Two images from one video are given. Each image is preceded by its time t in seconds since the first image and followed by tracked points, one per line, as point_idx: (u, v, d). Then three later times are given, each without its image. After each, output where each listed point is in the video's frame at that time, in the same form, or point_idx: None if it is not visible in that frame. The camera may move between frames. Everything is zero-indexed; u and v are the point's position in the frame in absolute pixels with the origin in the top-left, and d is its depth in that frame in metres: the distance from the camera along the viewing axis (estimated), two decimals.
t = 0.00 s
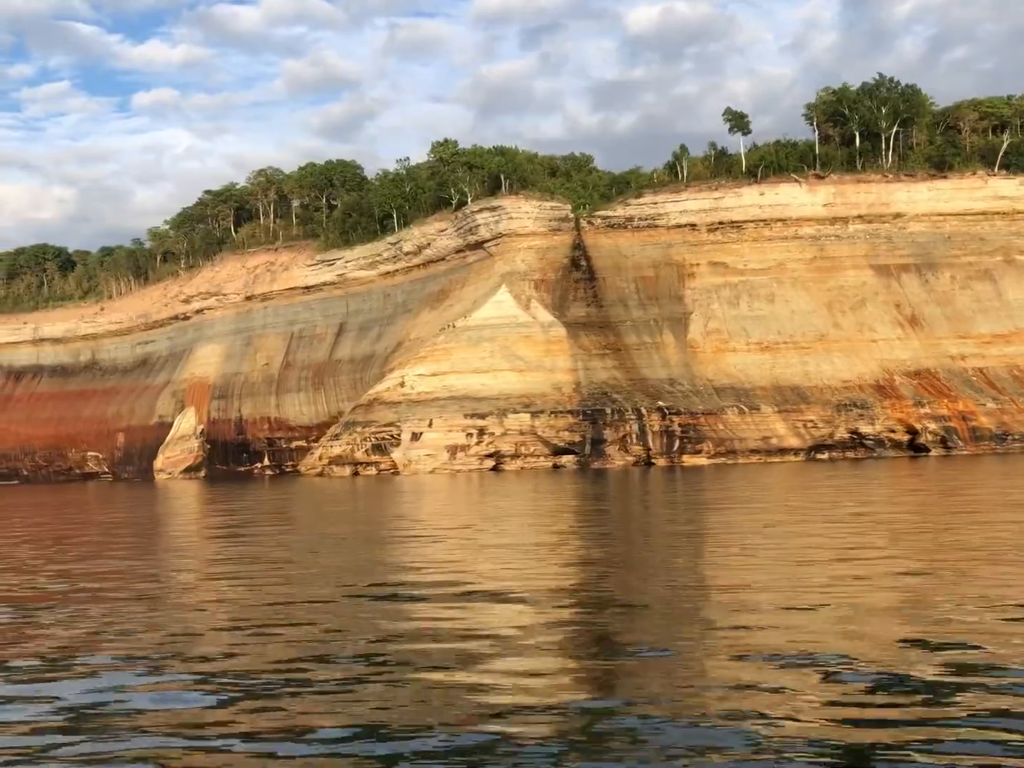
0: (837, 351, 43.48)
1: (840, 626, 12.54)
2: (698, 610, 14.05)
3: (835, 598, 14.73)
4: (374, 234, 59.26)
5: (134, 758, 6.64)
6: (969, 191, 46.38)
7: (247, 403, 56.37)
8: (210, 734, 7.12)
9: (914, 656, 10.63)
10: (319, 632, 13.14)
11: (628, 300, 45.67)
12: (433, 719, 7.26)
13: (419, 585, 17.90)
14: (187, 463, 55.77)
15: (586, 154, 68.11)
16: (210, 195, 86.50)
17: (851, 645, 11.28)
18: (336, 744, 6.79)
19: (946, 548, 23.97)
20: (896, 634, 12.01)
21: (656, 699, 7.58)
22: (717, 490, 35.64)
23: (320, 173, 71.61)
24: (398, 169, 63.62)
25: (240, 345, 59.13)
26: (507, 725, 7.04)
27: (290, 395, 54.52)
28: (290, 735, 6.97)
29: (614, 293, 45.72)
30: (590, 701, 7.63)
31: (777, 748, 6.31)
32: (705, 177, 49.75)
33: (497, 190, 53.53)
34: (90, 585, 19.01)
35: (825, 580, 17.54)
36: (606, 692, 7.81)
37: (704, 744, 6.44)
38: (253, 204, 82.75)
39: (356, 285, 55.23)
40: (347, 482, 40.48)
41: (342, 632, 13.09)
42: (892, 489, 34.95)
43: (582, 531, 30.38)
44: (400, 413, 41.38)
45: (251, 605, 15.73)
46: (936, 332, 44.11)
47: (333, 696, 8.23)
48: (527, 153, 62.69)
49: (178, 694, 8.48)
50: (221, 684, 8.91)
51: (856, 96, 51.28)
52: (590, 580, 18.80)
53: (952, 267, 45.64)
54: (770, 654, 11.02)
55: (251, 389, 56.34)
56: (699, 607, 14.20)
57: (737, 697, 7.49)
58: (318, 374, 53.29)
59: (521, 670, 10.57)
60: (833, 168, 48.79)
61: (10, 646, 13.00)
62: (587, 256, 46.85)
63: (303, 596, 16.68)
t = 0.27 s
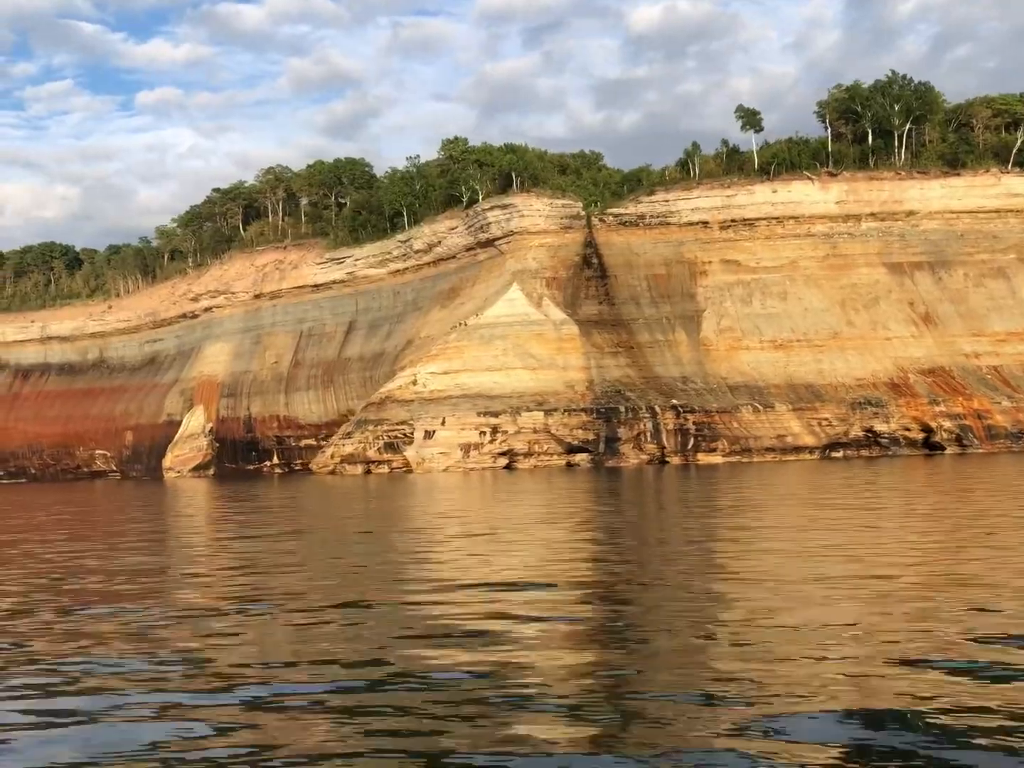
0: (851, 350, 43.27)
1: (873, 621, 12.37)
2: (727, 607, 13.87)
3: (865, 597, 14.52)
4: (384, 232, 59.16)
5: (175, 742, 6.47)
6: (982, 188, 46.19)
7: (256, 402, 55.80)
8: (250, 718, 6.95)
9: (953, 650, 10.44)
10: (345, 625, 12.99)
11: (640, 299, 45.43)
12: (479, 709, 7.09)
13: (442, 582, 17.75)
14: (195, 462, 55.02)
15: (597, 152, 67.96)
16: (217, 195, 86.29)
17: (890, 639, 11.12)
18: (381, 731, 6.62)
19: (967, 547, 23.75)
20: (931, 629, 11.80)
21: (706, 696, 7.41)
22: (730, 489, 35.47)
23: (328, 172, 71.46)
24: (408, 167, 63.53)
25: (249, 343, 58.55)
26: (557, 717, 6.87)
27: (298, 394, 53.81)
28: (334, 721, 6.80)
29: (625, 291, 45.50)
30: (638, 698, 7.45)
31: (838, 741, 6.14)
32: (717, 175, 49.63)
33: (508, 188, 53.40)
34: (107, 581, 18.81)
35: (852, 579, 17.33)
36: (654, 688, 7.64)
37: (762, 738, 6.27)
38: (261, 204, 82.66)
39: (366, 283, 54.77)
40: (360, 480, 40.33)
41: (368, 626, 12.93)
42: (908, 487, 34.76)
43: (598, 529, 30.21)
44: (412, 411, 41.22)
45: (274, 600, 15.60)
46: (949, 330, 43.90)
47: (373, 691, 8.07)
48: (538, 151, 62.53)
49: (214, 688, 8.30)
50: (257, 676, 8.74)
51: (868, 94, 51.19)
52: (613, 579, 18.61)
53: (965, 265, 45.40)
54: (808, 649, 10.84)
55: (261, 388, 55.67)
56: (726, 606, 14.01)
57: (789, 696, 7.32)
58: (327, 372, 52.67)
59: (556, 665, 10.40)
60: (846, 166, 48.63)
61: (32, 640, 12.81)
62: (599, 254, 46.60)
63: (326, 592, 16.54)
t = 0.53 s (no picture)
0: (863, 347, 43.06)
1: (905, 619, 12.22)
2: (756, 604, 13.68)
3: (895, 595, 14.35)
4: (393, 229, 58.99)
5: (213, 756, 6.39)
6: (995, 185, 45.90)
7: (264, 400, 55.53)
8: (286, 730, 6.87)
9: (991, 651, 10.29)
10: (369, 624, 12.87)
11: (651, 296, 45.23)
12: (518, 716, 7.00)
13: (463, 579, 17.60)
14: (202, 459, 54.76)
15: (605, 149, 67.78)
16: (225, 192, 86.08)
17: (924, 637, 11.00)
18: (420, 742, 6.54)
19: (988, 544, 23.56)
20: (966, 627, 11.63)
21: (750, 697, 7.31)
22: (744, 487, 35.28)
23: (337, 169, 71.27)
24: (417, 164, 63.35)
25: (257, 341, 58.18)
26: (600, 726, 6.74)
27: (307, 392, 53.88)
28: (371, 733, 6.72)
29: (636, 288, 45.31)
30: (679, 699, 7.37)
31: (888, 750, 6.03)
32: (728, 171, 49.56)
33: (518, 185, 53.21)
34: (125, 580, 18.69)
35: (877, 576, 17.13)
36: (698, 692, 7.51)
37: (809, 746, 6.18)
38: (269, 201, 82.54)
39: (374, 280, 54.40)
40: (372, 479, 40.23)
41: (393, 625, 12.79)
42: (922, 484, 34.58)
43: (612, 527, 30.11)
44: (424, 409, 41.07)
45: (297, 597, 15.47)
46: (962, 327, 43.70)
47: (409, 691, 7.98)
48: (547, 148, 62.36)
49: (247, 688, 8.22)
50: (287, 679, 8.65)
51: (880, 90, 51.09)
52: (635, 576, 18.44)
53: (977, 262, 45.20)
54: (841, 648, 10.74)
55: (270, 387, 55.39)
56: (754, 603, 13.85)
57: (834, 696, 7.22)
58: (337, 369, 52.80)
59: (585, 665, 10.29)
60: (857, 163, 48.49)
61: (54, 639, 12.74)
62: (610, 251, 46.41)
63: (349, 589, 16.40)
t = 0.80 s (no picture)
0: (875, 345, 42.88)
1: (939, 615, 12.13)
2: (785, 601, 13.59)
3: (924, 591, 14.25)
4: (401, 226, 58.82)
5: (253, 751, 6.29)
6: (1006, 182, 45.78)
7: (272, 398, 55.14)
8: (325, 726, 6.76)
9: None
10: (398, 620, 12.81)
11: (662, 294, 45.12)
12: (560, 716, 6.89)
13: (486, 576, 17.51)
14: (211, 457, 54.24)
15: (613, 147, 67.62)
16: (231, 190, 85.85)
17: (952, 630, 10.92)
18: (465, 739, 6.48)
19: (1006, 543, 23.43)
20: (1002, 623, 11.55)
21: (797, 694, 7.22)
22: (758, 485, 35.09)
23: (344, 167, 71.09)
24: (425, 162, 63.19)
25: (264, 339, 57.98)
26: (653, 722, 6.69)
27: (315, 390, 53.01)
28: (410, 730, 6.60)
29: (647, 286, 45.20)
30: (725, 699, 7.26)
31: (945, 753, 5.92)
32: (739, 169, 49.41)
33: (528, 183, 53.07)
34: (141, 578, 18.54)
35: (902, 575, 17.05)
36: (748, 688, 7.46)
37: (861, 747, 6.06)
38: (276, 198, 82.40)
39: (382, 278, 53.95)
40: (383, 477, 40.12)
41: (422, 622, 12.72)
42: (936, 481, 34.43)
43: (626, 525, 29.98)
44: (435, 407, 40.96)
45: (321, 595, 15.39)
46: (974, 325, 43.53)
47: (448, 685, 7.90)
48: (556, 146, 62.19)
49: (284, 682, 8.16)
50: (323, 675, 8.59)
51: (891, 87, 50.95)
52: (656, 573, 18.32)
53: (989, 260, 45.07)
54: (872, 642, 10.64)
55: (278, 384, 54.85)
56: (782, 600, 13.76)
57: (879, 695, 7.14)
58: (344, 367, 51.76)
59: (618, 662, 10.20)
60: (868, 160, 48.33)
61: (75, 636, 12.62)
62: (620, 248, 46.31)
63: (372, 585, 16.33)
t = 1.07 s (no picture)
0: (887, 342, 42.70)
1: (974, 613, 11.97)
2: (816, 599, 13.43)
3: (955, 590, 14.08)
4: (410, 225, 58.77)
5: (294, 753, 6.14)
6: (1018, 180, 45.66)
7: (280, 396, 55.03)
8: (363, 725, 6.61)
9: None
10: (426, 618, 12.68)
11: (673, 292, 45.02)
12: (603, 714, 6.76)
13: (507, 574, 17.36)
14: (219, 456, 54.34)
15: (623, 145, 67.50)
16: (237, 189, 85.70)
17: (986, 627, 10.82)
18: (517, 738, 6.33)
19: None
20: None
21: (851, 694, 7.07)
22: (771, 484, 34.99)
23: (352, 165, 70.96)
24: (435, 160, 63.13)
25: (272, 338, 57.88)
26: (706, 721, 6.54)
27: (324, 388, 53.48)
28: (451, 730, 6.46)
29: (657, 284, 45.08)
30: (768, 698, 7.14)
31: (1003, 752, 5.79)
32: (750, 166, 49.33)
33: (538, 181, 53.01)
34: (160, 576, 18.42)
35: (928, 573, 16.88)
36: (798, 687, 7.30)
37: (915, 745, 5.96)
38: (283, 197, 82.31)
39: (390, 277, 53.84)
40: (394, 475, 40.05)
41: (451, 620, 12.59)
42: (950, 479, 34.36)
43: (641, 523, 29.90)
44: (447, 405, 40.88)
45: (345, 593, 15.24)
46: (986, 323, 43.36)
47: (491, 682, 7.76)
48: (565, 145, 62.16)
49: (324, 678, 8.02)
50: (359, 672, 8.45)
51: (902, 85, 50.93)
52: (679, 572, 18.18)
53: (1001, 258, 44.91)
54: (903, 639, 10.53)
55: (286, 383, 54.94)
56: (813, 597, 13.60)
57: (925, 691, 7.03)
58: (353, 366, 52.39)
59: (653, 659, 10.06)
60: (879, 158, 48.24)
61: (101, 634, 12.51)
62: (631, 246, 46.23)
63: (396, 583, 16.19)
